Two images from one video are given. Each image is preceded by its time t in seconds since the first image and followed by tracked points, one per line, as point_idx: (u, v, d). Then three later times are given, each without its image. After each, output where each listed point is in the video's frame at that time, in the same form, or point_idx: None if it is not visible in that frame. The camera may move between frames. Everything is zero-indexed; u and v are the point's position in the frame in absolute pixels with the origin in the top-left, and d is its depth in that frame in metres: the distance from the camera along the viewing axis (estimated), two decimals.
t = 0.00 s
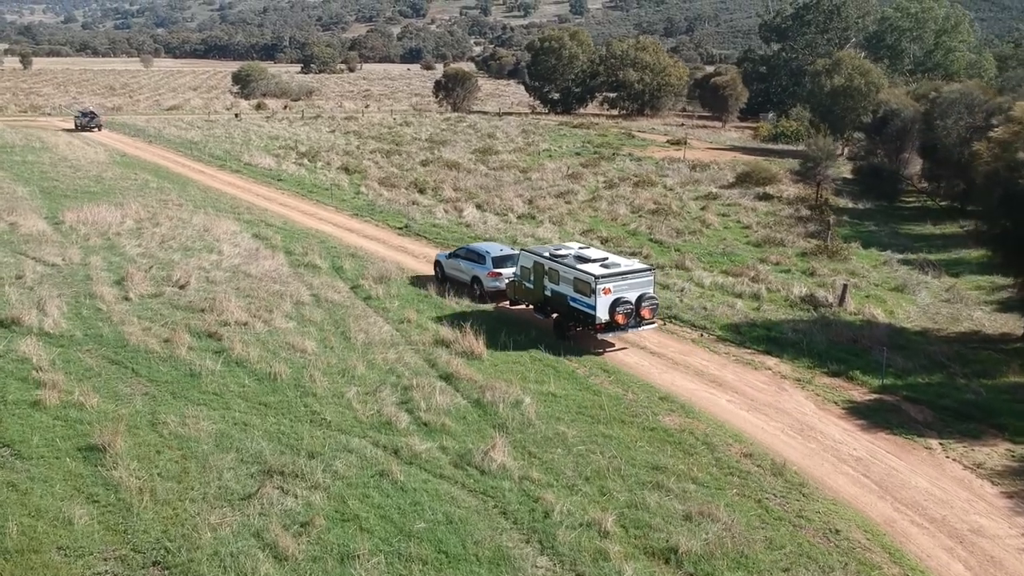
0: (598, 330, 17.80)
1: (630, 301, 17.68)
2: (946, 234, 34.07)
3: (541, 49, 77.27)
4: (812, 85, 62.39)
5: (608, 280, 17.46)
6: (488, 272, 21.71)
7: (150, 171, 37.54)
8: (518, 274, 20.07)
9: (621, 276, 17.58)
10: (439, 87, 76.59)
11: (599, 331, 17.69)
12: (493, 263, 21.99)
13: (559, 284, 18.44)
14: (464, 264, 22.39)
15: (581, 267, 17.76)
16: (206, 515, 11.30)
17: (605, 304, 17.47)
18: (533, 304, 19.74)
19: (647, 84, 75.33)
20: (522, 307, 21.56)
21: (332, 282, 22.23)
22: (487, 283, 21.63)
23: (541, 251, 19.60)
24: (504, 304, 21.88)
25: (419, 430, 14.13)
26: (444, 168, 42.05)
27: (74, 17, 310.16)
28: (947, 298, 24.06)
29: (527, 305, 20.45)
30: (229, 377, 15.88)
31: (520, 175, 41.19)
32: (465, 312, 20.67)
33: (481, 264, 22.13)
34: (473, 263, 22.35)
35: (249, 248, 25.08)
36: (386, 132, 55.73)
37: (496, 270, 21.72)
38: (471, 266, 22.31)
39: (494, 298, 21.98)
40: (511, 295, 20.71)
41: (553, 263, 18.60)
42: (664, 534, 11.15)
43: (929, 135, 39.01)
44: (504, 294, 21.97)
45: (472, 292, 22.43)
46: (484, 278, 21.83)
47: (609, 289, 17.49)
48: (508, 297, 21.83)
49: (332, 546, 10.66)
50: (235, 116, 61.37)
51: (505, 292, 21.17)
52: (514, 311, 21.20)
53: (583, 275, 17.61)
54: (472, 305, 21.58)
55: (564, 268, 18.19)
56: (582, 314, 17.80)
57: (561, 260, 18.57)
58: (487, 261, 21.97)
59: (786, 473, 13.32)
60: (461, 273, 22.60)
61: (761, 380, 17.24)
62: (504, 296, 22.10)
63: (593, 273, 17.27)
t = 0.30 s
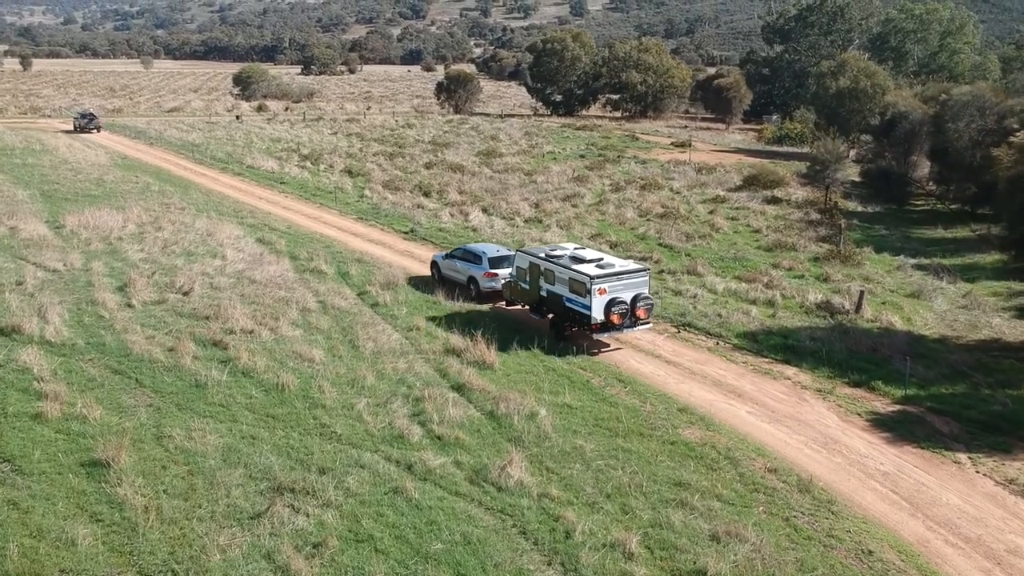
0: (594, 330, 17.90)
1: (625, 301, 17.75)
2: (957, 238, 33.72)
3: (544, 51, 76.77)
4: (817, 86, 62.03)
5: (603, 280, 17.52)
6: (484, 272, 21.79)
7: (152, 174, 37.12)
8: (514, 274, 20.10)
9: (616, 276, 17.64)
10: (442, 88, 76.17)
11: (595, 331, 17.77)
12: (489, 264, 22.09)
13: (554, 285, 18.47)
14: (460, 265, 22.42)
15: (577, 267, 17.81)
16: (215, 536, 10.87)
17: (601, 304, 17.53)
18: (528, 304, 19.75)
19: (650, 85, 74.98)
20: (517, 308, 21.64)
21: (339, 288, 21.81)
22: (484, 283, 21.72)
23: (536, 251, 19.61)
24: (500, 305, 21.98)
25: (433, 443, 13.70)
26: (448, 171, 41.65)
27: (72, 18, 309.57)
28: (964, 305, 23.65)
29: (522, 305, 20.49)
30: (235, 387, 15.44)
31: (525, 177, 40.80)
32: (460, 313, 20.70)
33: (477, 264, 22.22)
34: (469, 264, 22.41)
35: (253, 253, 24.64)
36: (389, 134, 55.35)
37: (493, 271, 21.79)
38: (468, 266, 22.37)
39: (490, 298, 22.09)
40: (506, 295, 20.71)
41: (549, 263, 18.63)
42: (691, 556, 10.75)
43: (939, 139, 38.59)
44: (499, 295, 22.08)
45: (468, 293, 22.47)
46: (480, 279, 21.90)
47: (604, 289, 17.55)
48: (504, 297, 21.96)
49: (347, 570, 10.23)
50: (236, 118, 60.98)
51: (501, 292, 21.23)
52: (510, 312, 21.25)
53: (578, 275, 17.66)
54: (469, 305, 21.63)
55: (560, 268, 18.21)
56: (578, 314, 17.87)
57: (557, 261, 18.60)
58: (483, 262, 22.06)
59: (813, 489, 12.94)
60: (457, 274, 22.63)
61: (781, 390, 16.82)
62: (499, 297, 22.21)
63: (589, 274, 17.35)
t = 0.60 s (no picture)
0: (602, 331, 17.99)
1: (634, 302, 17.78)
2: (985, 243, 33.02)
3: (559, 52, 76.26)
4: (837, 88, 61.31)
5: (612, 280, 17.58)
6: (493, 273, 21.81)
7: (168, 176, 36.96)
8: (523, 275, 20.20)
9: (625, 276, 17.71)
10: (457, 89, 75.80)
11: (603, 332, 17.88)
12: (498, 265, 22.11)
13: (563, 285, 18.55)
14: (469, 265, 22.46)
15: (586, 267, 17.89)
16: (237, 555, 10.52)
17: (610, 304, 17.58)
18: (537, 304, 19.85)
19: (667, 87, 74.58)
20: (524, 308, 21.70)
21: (359, 293, 21.47)
22: (492, 284, 21.76)
23: (545, 252, 19.78)
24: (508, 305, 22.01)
25: (459, 457, 13.29)
26: (465, 173, 41.29)
27: (89, 19, 311.59)
28: (998, 313, 23.03)
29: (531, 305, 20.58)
30: (255, 397, 15.12)
31: (542, 180, 40.39)
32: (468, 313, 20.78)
33: (486, 264, 22.25)
34: (478, 264, 22.46)
35: (272, 257, 24.34)
36: (405, 136, 55.05)
37: (502, 271, 21.83)
38: (476, 266, 22.41)
39: (499, 298, 22.15)
40: (515, 295, 20.82)
41: (558, 264, 18.77)
42: None
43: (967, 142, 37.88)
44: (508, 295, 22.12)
45: (477, 292, 22.52)
46: (488, 279, 21.93)
47: (613, 289, 17.61)
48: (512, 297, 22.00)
49: None
50: (251, 119, 60.86)
51: (510, 292, 21.27)
52: (519, 312, 21.31)
53: (587, 275, 17.75)
54: (477, 305, 21.69)
55: (569, 269, 18.37)
56: (587, 314, 17.89)
57: (566, 261, 18.71)
58: (492, 262, 22.10)
59: (855, 508, 12.42)
60: (466, 274, 22.69)
61: (815, 402, 16.32)
62: (508, 297, 22.26)
63: (598, 273, 17.45)
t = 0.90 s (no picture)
0: (609, 332, 18.05)
1: (641, 303, 17.97)
2: (1013, 248, 32.29)
3: (574, 54, 75.77)
4: (856, 89, 60.54)
5: (619, 281, 17.72)
6: (501, 273, 21.81)
7: (183, 178, 36.72)
8: (531, 276, 20.24)
9: (632, 277, 17.88)
10: (471, 91, 75.42)
11: (610, 332, 17.93)
12: (506, 265, 22.08)
13: (571, 286, 18.68)
14: (477, 265, 22.48)
15: (593, 268, 18.02)
16: None
17: (617, 305, 17.72)
18: (544, 305, 19.87)
19: (682, 88, 74.05)
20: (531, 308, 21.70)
21: (378, 299, 21.09)
22: (500, 284, 21.74)
23: (553, 252, 19.86)
24: (516, 305, 22.01)
25: (484, 473, 12.86)
26: (482, 175, 40.85)
27: (104, 21, 313.81)
28: None
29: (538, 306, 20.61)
30: (274, 406, 14.76)
31: (559, 183, 39.90)
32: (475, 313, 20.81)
33: (494, 265, 22.24)
34: (486, 264, 22.46)
35: (289, 261, 23.99)
36: (419, 138, 54.68)
37: (509, 271, 21.81)
38: (484, 266, 22.41)
39: (507, 298, 22.14)
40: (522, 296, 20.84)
41: (566, 264, 18.86)
42: None
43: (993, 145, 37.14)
44: (515, 295, 22.10)
45: (484, 293, 22.52)
46: (496, 279, 21.91)
47: (620, 290, 17.74)
48: (520, 297, 21.98)
49: None
50: (266, 120, 60.64)
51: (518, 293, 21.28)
52: (526, 312, 21.31)
53: (594, 276, 17.89)
54: (485, 305, 21.71)
55: (577, 269, 18.43)
56: (594, 314, 18.02)
57: (574, 262, 18.82)
58: (500, 262, 22.09)
59: (899, 529, 11.90)
60: (475, 274, 22.69)
61: (849, 415, 15.80)
62: (515, 297, 22.25)
63: (605, 274, 17.62)
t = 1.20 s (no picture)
0: (609, 332, 17.96)
1: (642, 303, 17.83)
2: None
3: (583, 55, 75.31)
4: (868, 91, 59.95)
5: (620, 282, 17.60)
6: (502, 273, 21.78)
7: (190, 180, 36.38)
8: (532, 276, 20.24)
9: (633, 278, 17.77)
10: (479, 91, 75.05)
11: (611, 333, 17.86)
12: (507, 265, 22.04)
13: (572, 286, 18.63)
14: (479, 266, 22.47)
15: (594, 268, 17.94)
16: None
17: (618, 305, 17.60)
18: (545, 305, 19.85)
19: (692, 90, 73.48)
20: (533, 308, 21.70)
21: (389, 305, 20.69)
22: (502, 284, 21.71)
23: (554, 253, 19.84)
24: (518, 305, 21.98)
25: (504, 489, 12.41)
26: (491, 178, 40.40)
27: (111, 21, 314.50)
28: None
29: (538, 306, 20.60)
30: (285, 418, 14.34)
31: (570, 186, 39.44)
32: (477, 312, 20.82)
33: (496, 265, 22.22)
34: (488, 264, 22.45)
35: (298, 266, 23.59)
36: (428, 139, 54.26)
37: (511, 271, 21.77)
38: (486, 267, 22.40)
39: (509, 299, 22.11)
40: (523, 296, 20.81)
41: (566, 265, 18.82)
42: None
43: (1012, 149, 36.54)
44: (517, 296, 22.07)
45: (486, 293, 22.51)
46: (498, 280, 21.89)
47: (621, 291, 17.62)
48: (522, 298, 21.95)
49: None
50: (273, 122, 60.30)
51: (519, 293, 21.29)
52: (528, 312, 21.30)
53: (595, 276, 17.82)
54: (486, 305, 21.68)
55: (577, 270, 18.37)
56: (595, 315, 17.92)
57: (575, 263, 18.76)
58: (502, 263, 22.05)
59: (937, 551, 11.40)
60: (477, 274, 22.68)
61: (878, 428, 15.29)
62: (517, 298, 22.21)
63: (605, 274, 17.53)
